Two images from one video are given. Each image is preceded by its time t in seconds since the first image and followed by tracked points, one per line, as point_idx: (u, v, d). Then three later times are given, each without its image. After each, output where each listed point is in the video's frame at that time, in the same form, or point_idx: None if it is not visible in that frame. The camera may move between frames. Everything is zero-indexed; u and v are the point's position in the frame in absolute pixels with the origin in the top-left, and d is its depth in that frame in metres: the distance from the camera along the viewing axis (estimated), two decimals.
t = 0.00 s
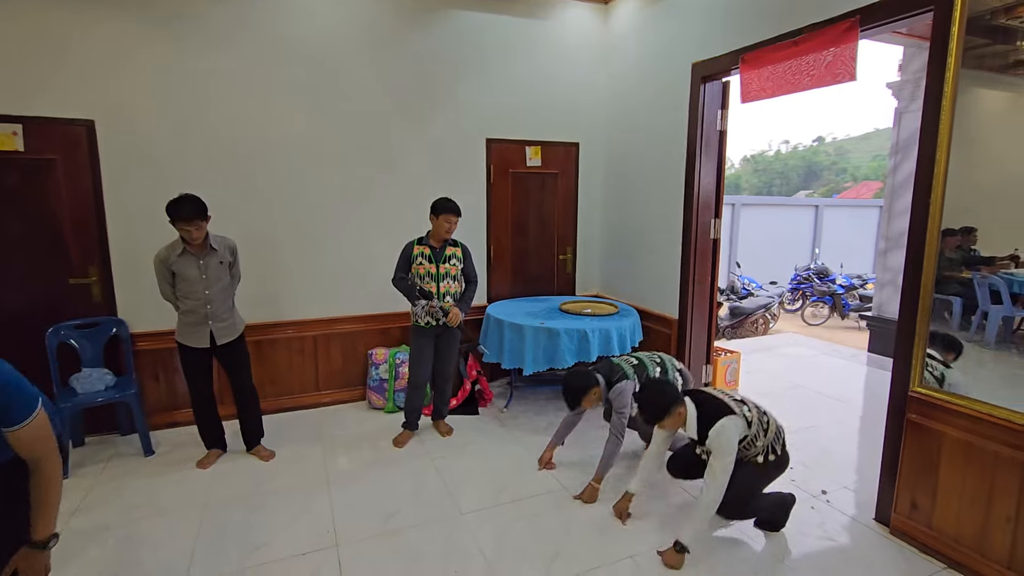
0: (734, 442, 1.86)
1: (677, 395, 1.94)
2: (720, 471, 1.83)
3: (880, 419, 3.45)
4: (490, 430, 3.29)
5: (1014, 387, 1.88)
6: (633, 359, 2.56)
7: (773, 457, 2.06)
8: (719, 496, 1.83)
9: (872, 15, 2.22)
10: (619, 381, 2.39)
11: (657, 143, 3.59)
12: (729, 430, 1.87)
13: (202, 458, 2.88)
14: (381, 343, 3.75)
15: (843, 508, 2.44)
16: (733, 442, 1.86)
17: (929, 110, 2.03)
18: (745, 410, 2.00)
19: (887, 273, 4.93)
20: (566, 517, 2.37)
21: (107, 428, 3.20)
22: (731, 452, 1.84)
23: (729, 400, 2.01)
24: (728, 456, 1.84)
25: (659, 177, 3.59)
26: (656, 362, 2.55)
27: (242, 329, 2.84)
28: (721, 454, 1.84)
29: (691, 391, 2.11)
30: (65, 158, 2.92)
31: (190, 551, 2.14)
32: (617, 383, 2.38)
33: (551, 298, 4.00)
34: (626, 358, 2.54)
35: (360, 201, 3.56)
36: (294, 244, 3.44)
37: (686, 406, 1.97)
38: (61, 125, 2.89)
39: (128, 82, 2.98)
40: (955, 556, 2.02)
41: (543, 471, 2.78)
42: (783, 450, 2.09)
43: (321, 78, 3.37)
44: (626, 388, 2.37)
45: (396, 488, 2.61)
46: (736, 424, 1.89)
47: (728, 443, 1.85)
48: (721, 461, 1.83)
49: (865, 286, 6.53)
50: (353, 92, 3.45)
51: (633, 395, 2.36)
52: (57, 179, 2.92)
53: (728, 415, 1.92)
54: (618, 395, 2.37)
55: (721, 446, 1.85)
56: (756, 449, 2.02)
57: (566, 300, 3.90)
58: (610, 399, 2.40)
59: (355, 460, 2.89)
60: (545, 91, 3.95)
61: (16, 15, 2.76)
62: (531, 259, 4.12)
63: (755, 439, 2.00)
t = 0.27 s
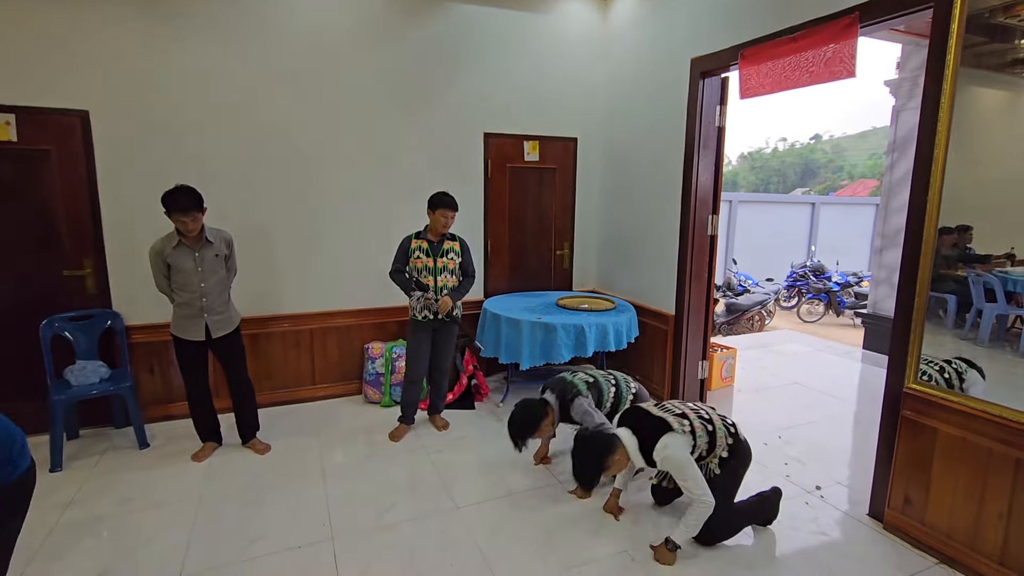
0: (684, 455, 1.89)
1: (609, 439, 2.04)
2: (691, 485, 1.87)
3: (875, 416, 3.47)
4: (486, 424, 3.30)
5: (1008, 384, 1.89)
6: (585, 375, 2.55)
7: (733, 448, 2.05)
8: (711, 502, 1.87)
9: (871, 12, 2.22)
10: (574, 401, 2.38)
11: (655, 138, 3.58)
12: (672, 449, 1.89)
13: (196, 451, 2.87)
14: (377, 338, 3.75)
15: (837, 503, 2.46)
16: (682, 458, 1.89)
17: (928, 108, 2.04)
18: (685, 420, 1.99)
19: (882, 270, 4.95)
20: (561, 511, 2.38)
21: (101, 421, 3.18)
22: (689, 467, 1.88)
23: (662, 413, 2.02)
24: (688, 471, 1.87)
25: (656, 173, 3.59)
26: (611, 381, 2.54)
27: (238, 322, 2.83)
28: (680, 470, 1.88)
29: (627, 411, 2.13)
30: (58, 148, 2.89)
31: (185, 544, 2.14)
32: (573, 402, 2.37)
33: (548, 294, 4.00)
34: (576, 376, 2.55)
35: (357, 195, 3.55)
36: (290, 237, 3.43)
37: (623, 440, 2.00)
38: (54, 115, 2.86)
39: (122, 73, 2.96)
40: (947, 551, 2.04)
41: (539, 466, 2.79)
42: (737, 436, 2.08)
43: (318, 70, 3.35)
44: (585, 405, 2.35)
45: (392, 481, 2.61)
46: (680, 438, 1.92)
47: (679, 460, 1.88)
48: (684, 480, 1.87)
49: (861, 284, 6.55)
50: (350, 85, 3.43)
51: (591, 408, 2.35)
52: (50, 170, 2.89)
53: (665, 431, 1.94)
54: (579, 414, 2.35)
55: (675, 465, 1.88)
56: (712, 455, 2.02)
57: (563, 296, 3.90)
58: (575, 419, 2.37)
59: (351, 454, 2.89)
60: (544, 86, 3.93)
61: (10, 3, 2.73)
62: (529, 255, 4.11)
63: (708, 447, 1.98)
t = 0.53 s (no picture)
0: (665, 477, 1.85)
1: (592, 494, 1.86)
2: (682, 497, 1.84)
3: (871, 412, 3.48)
4: (483, 419, 3.30)
5: (1004, 381, 1.89)
6: (559, 396, 2.56)
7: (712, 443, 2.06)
8: (706, 501, 1.86)
9: (871, 7, 2.21)
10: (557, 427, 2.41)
11: (654, 134, 3.57)
12: (651, 481, 1.84)
13: (193, 445, 2.87)
14: (375, 333, 3.74)
15: (833, 499, 2.47)
16: (663, 480, 1.84)
17: (928, 105, 2.04)
18: (658, 444, 1.95)
19: (881, 267, 4.94)
20: (558, 506, 2.39)
21: (98, 414, 3.18)
22: (674, 485, 1.84)
23: (629, 442, 1.97)
24: (673, 490, 1.83)
25: (655, 169, 3.58)
26: (581, 394, 2.56)
27: (235, 316, 2.83)
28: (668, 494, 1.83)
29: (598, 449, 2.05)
30: (53, 141, 2.87)
31: (182, 537, 2.14)
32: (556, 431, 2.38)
33: (546, 289, 4.00)
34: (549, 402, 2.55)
35: (355, 189, 3.53)
36: (288, 231, 3.41)
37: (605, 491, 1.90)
38: (49, 107, 2.84)
39: (118, 65, 2.94)
40: (941, 546, 2.05)
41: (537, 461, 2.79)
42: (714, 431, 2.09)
43: (316, 64, 3.33)
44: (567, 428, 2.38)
45: (389, 476, 2.61)
46: (654, 469, 1.87)
47: (661, 485, 1.84)
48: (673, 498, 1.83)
49: (858, 281, 6.56)
50: (348, 79, 3.41)
51: (573, 428, 2.38)
52: (46, 162, 2.87)
53: (639, 465, 1.89)
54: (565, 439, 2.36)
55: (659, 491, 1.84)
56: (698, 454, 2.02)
57: (561, 291, 3.90)
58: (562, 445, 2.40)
59: (348, 448, 2.89)
60: (543, 81, 3.92)
61: None
62: (527, 250, 4.11)
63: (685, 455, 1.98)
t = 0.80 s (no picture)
0: (674, 448, 1.87)
1: (594, 442, 1.94)
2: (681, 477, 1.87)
3: (869, 410, 3.48)
4: (481, 416, 3.30)
5: (1001, 379, 1.90)
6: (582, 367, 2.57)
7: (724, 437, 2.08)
8: (700, 493, 1.88)
9: (872, 4, 2.20)
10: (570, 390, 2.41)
11: (653, 131, 3.57)
12: (662, 444, 1.86)
13: (192, 441, 2.87)
14: (374, 329, 3.74)
15: (830, 496, 2.48)
16: (672, 451, 1.86)
17: (927, 102, 2.03)
18: (675, 415, 1.98)
19: (878, 265, 4.95)
20: (555, 502, 2.39)
21: (96, 410, 3.18)
22: (678, 460, 1.86)
23: (652, 408, 1.99)
24: (676, 464, 1.86)
25: (654, 165, 3.58)
26: (605, 371, 2.56)
27: (233, 312, 2.83)
28: (670, 466, 1.86)
29: (617, 408, 2.07)
30: (51, 135, 2.86)
31: (180, 533, 2.14)
32: (569, 393, 2.40)
33: (544, 286, 3.99)
34: (572, 367, 2.56)
35: (353, 185, 3.53)
36: (286, 227, 3.41)
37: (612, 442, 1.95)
38: (47, 101, 2.82)
39: (115, 59, 2.92)
40: (937, 543, 2.06)
41: (535, 457, 2.80)
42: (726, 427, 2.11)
43: (315, 59, 3.31)
44: (581, 395, 2.40)
45: (387, 472, 2.61)
46: (668, 434, 1.89)
47: (670, 455, 1.86)
48: (673, 473, 1.86)
49: (857, 279, 6.56)
50: (347, 74, 3.40)
51: (587, 399, 2.40)
52: (43, 157, 2.86)
53: (654, 427, 1.91)
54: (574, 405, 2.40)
55: (664, 459, 1.86)
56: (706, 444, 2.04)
57: (560, 288, 3.90)
58: (569, 409, 2.44)
59: (346, 444, 2.89)
60: (543, 77, 3.91)
61: None
62: (526, 246, 4.10)
63: (698, 437, 2.00)
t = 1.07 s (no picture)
0: (714, 426, 1.89)
1: (650, 401, 1.86)
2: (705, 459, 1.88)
3: (867, 407, 3.49)
4: (480, 413, 3.31)
5: (999, 377, 1.91)
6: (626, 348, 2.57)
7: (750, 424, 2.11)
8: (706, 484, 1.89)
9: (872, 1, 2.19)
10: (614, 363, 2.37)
11: (653, 128, 3.56)
12: (707, 419, 1.88)
13: (191, 437, 2.87)
14: (373, 326, 3.74)
15: (827, 493, 2.48)
16: (712, 428, 1.88)
17: (927, 100, 2.02)
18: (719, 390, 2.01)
19: (876, 264, 4.96)
20: (554, 499, 2.40)
21: (95, 406, 3.18)
22: (713, 438, 1.88)
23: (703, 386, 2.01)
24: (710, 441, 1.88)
25: (654, 163, 3.57)
26: (644, 353, 2.55)
27: (231, 309, 2.82)
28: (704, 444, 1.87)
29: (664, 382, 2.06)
30: (48, 131, 2.85)
31: (179, 529, 2.14)
32: (611, 367, 2.36)
33: (543, 283, 4.00)
34: (616, 345, 2.56)
35: (352, 182, 3.52)
36: (285, 224, 3.41)
37: (660, 406, 1.90)
38: (44, 97, 2.81)
39: (113, 55, 2.91)
40: (934, 540, 2.06)
41: (534, 454, 2.80)
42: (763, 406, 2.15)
43: (313, 55, 3.30)
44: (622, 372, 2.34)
45: (386, 469, 2.62)
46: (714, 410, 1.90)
47: (709, 433, 1.87)
48: (702, 452, 1.87)
49: (855, 276, 6.56)
50: (346, 71, 3.39)
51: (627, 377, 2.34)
52: (41, 153, 2.85)
53: (702, 401, 1.92)
54: (612, 381, 2.33)
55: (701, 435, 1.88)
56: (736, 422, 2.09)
57: (559, 285, 3.90)
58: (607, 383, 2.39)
59: (345, 441, 2.89)
60: (542, 74, 3.90)
61: None
62: (525, 244, 4.10)
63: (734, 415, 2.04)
